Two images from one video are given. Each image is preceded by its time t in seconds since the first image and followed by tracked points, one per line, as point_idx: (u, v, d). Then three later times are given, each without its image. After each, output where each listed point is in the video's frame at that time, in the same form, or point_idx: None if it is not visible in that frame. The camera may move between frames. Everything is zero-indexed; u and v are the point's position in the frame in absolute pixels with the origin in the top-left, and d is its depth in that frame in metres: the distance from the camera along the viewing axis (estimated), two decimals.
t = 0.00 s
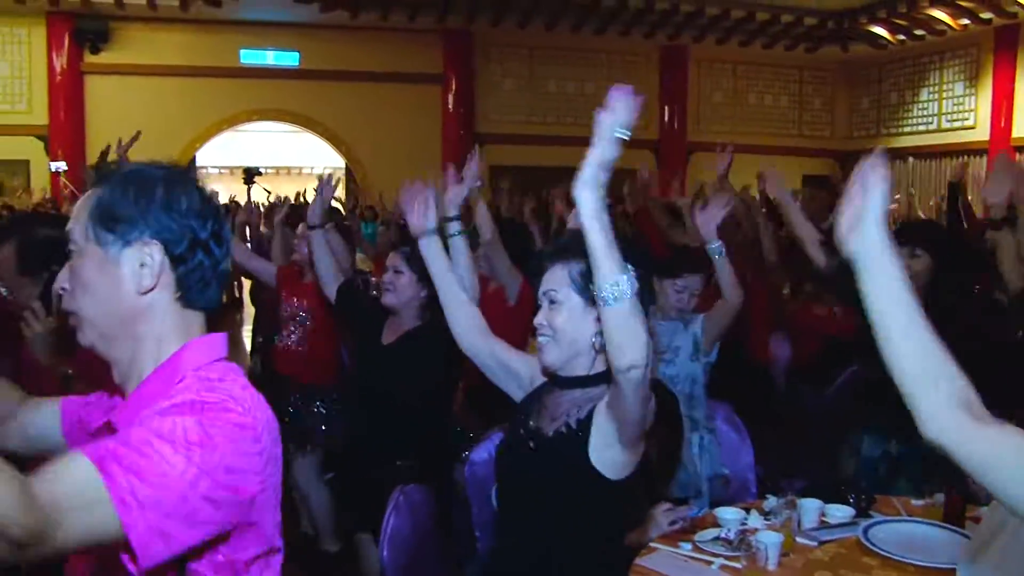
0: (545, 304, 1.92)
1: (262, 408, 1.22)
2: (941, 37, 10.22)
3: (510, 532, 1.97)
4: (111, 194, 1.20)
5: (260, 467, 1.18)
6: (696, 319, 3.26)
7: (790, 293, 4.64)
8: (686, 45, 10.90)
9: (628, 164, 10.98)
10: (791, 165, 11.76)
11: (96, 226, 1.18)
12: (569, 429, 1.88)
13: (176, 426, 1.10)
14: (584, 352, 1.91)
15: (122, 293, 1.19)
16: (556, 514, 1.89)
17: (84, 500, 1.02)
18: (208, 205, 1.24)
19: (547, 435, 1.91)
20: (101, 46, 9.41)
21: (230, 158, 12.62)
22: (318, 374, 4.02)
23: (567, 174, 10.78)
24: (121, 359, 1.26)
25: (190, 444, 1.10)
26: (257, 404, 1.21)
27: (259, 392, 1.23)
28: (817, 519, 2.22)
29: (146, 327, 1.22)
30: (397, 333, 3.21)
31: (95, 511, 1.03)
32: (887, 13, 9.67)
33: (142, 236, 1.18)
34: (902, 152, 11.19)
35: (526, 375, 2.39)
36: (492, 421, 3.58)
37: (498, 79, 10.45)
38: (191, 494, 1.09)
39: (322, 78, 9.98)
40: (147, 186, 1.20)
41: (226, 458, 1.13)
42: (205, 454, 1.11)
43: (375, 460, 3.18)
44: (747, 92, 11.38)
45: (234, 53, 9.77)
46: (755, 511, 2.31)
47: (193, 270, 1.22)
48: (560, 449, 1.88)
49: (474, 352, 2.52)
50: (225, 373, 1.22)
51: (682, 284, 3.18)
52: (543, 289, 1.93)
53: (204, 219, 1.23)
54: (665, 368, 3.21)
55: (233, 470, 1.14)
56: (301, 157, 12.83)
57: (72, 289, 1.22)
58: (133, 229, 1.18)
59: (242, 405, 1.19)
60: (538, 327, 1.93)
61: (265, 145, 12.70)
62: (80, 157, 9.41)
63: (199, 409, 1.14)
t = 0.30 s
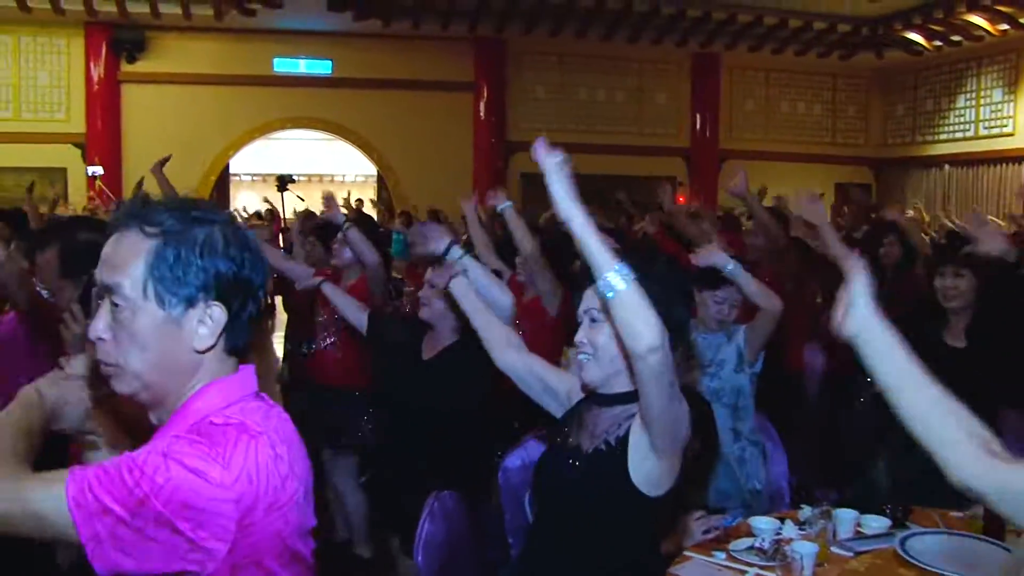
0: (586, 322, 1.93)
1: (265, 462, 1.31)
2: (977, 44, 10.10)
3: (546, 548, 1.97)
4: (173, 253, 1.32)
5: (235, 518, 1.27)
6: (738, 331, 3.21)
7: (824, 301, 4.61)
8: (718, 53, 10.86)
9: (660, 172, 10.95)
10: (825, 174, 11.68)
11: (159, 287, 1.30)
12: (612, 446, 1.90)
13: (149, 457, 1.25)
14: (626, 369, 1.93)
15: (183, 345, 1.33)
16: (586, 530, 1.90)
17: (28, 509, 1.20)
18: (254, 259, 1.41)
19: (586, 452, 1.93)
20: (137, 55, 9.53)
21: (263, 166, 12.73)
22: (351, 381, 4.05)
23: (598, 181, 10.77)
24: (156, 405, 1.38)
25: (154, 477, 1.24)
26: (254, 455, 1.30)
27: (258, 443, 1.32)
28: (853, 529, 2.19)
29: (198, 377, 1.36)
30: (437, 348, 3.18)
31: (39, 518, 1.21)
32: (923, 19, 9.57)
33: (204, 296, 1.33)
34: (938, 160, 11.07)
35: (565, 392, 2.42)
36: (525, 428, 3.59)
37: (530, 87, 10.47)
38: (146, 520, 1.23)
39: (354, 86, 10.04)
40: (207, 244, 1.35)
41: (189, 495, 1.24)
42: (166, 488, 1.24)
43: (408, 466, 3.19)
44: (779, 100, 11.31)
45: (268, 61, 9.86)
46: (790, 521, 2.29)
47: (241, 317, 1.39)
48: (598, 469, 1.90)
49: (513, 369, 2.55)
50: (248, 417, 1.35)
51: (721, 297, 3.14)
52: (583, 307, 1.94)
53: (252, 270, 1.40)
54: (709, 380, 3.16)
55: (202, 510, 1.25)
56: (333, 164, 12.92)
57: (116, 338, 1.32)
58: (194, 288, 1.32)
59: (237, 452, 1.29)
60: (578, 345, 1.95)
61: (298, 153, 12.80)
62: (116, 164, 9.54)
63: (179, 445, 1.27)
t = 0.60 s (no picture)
0: (618, 322, 1.99)
1: (333, 426, 1.22)
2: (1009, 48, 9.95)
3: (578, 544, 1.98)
4: (204, 210, 1.20)
5: (324, 491, 1.16)
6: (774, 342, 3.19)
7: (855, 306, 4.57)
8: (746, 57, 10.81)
9: (686, 177, 10.92)
10: (853, 180, 11.60)
11: (188, 243, 1.19)
12: (645, 446, 1.91)
13: (244, 453, 1.09)
14: (655, 370, 1.97)
15: (213, 309, 1.21)
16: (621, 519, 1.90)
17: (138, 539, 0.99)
18: (297, 226, 1.28)
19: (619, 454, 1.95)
20: (167, 60, 9.63)
21: (291, 171, 12.82)
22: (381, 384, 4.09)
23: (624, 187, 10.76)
24: (196, 372, 1.27)
25: (256, 474, 1.08)
26: (327, 423, 1.20)
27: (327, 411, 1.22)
28: (883, 536, 2.17)
29: (233, 344, 1.23)
30: (460, 351, 3.16)
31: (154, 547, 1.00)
32: (954, 23, 9.46)
33: (234, 257, 1.20)
34: (969, 165, 10.95)
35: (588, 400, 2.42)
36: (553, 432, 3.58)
37: (556, 92, 10.48)
38: (253, 520, 1.08)
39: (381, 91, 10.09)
40: (241, 206, 1.22)
41: (290, 482, 1.11)
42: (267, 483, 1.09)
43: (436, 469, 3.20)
44: (807, 104, 11.25)
45: (295, 66, 9.92)
46: (819, 527, 2.27)
47: (278, 288, 1.25)
48: (635, 464, 1.91)
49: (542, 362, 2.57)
50: (305, 388, 1.23)
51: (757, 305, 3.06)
52: (616, 308, 1.99)
53: (292, 238, 1.26)
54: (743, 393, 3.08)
55: (299, 496, 1.13)
56: (360, 169, 12.99)
57: (157, 299, 1.22)
58: (226, 249, 1.20)
59: (316, 426, 1.17)
60: (610, 344, 2.00)
61: (325, 158, 12.88)
62: (146, 169, 9.64)
63: (266, 433, 1.13)
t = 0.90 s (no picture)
0: (636, 318, 1.94)
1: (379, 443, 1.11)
2: None
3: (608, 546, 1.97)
4: (232, 216, 1.13)
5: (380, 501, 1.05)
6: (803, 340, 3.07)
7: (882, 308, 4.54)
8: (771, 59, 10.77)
9: (711, 179, 10.89)
10: (880, 182, 11.50)
11: (213, 248, 1.12)
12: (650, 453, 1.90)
13: (304, 483, 0.98)
14: (674, 368, 1.91)
15: (236, 317, 1.12)
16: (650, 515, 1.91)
17: None
18: (327, 237, 1.18)
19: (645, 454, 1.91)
20: (193, 63, 9.71)
21: (315, 173, 12.89)
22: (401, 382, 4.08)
23: (648, 189, 10.74)
24: (225, 386, 1.18)
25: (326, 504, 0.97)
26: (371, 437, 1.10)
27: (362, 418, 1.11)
28: (911, 539, 2.17)
29: (257, 354, 1.14)
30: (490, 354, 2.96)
31: None
32: (984, 24, 9.37)
33: (259, 263, 1.12)
34: (998, 166, 10.84)
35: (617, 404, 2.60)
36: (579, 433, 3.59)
37: (580, 93, 10.48)
38: (334, 558, 0.96)
39: (405, 93, 10.12)
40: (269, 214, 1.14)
41: (359, 508, 1.00)
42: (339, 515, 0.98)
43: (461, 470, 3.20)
44: (832, 106, 11.19)
45: (320, 68, 9.97)
46: (847, 529, 2.26)
47: (306, 301, 1.15)
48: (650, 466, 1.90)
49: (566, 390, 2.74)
50: (339, 401, 1.14)
51: (786, 307, 2.99)
52: (635, 303, 1.95)
53: (321, 248, 1.16)
54: (771, 396, 3.04)
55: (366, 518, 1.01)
56: (384, 171, 13.04)
57: (185, 303, 1.16)
58: (252, 254, 1.11)
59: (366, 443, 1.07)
60: (628, 340, 1.96)
61: (350, 159, 12.95)
62: (172, 170, 9.72)
63: (328, 459, 1.01)
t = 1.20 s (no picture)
0: (640, 314, 1.93)
1: (389, 434, 1.15)
2: None
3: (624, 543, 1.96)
4: (287, 225, 1.20)
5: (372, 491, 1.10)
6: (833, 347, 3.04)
7: (913, 311, 4.49)
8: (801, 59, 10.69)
9: (739, 180, 10.84)
10: (911, 184, 11.36)
11: (268, 255, 1.18)
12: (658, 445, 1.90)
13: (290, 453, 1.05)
14: (676, 361, 1.91)
15: (287, 320, 1.19)
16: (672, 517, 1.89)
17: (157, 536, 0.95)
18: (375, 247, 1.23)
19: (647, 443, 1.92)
20: (223, 65, 9.79)
21: (343, 173, 12.94)
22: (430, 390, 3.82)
23: (676, 190, 10.70)
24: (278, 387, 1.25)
25: (301, 474, 1.04)
26: (373, 424, 1.14)
27: (382, 418, 1.15)
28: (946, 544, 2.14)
29: (305, 357, 1.20)
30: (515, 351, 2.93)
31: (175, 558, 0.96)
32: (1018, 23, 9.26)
33: (309, 272, 1.18)
34: None
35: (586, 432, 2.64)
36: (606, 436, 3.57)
37: (609, 94, 10.46)
38: (293, 521, 1.03)
39: (433, 94, 10.14)
40: (322, 225, 1.19)
41: (336, 485, 1.06)
42: (315, 486, 1.04)
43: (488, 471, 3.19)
44: (863, 107, 11.09)
45: (349, 70, 10.03)
46: (879, 533, 2.24)
47: (353, 306, 1.20)
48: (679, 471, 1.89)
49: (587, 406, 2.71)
50: (370, 398, 1.17)
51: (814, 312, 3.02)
52: (638, 300, 1.94)
53: (370, 258, 1.22)
54: (799, 401, 3.00)
55: (344, 499, 1.07)
56: (411, 172, 13.09)
57: (242, 306, 1.23)
58: (303, 262, 1.17)
59: (361, 429, 1.12)
60: (633, 337, 1.96)
61: (377, 160, 12.98)
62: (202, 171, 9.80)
63: (312, 436, 1.08)
